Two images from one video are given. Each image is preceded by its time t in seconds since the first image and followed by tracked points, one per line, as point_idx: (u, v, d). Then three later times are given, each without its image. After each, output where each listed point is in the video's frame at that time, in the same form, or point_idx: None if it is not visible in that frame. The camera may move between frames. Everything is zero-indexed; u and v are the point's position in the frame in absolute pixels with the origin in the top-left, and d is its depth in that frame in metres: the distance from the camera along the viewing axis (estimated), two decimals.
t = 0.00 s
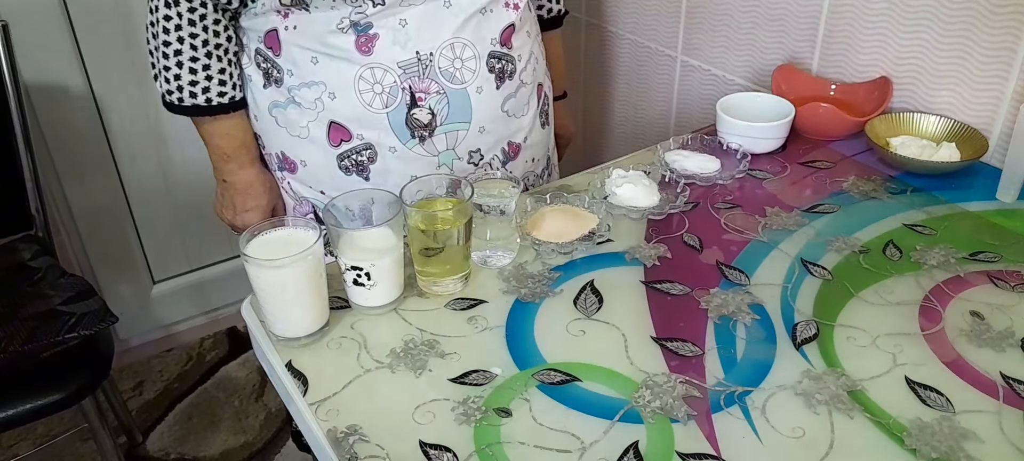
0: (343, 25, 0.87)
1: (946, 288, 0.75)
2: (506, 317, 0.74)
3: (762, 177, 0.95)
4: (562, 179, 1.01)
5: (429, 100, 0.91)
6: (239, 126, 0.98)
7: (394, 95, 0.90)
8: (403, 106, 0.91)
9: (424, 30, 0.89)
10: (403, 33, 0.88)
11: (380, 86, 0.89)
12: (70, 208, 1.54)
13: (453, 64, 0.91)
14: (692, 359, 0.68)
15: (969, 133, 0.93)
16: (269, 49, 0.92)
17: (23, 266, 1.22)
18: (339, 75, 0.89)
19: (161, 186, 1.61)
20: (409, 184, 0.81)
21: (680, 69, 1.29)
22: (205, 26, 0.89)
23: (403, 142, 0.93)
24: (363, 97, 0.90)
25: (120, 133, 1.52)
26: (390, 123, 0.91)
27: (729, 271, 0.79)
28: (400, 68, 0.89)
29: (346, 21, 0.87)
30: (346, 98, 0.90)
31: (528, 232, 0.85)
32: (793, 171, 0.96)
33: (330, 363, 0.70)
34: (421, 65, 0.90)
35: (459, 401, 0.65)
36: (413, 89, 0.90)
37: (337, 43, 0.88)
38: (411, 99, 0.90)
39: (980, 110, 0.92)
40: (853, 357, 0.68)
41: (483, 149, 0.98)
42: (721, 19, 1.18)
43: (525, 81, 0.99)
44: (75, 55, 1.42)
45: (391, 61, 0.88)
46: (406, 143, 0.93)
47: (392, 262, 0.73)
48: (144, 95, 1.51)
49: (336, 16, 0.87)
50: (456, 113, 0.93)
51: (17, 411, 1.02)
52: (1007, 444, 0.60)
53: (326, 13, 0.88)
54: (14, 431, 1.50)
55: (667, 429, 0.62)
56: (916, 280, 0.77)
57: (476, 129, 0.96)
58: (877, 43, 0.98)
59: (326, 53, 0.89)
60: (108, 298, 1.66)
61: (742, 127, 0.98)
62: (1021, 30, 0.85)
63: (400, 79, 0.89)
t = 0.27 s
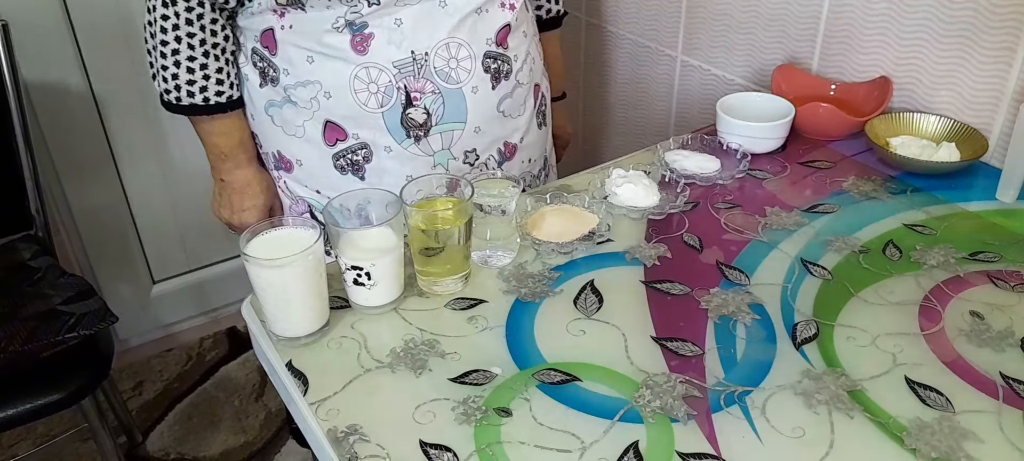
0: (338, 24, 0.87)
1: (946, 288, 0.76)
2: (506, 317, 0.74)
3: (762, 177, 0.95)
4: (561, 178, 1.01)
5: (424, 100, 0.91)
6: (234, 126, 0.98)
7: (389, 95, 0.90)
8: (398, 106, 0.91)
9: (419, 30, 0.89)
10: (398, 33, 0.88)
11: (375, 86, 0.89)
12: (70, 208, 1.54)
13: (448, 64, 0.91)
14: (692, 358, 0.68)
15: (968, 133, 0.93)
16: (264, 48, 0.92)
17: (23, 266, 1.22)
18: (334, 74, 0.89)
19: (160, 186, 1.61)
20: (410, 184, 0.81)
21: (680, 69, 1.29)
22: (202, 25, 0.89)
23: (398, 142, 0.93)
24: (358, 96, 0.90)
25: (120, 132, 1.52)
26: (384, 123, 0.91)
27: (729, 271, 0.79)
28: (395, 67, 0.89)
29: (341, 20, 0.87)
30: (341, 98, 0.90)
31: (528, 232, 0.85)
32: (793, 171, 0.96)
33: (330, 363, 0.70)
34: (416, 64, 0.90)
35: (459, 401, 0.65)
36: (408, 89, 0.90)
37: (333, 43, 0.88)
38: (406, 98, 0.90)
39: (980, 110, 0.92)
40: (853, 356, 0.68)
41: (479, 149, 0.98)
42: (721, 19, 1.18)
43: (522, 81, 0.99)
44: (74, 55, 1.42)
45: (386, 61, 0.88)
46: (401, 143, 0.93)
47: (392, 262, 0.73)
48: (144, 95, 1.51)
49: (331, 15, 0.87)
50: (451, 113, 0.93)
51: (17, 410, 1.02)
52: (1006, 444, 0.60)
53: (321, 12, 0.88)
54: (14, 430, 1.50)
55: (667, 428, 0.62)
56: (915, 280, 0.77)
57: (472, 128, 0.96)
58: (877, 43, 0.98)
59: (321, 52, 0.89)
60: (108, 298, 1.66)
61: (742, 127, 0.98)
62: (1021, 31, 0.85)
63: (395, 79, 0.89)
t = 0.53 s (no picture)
0: (340, 24, 0.87)
1: (945, 289, 0.76)
2: (507, 317, 0.74)
3: (762, 179, 0.95)
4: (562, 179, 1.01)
5: (426, 100, 0.91)
6: (238, 126, 0.99)
7: (391, 95, 0.90)
8: (400, 106, 0.91)
9: (420, 30, 0.89)
10: (399, 33, 0.88)
11: (377, 86, 0.90)
12: (70, 209, 1.54)
13: (449, 64, 0.91)
14: (692, 359, 0.69)
15: (968, 135, 0.93)
16: (267, 48, 0.92)
17: (24, 266, 1.22)
18: (336, 74, 0.89)
19: (161, 186, 1.61)
20: (410, 185, 0.81)
21: (680, 71, 1.29)
22: (206, 25, 0.90)
23: (400, 142, 0.93)
24: (360, 96, 0.90)
25: (121, 133, 1.52)
26: (386, 123, 0.92)
27: (729, 272, 0.79)
28: (397, 67, 0.89)
29: (343, 21, 0.88)
30: (343, 98, 0.90)
31: (528, 233, 0.85)
32: (793, 172, 0.96)
33: (331, 363, 0.70)
34: (417, 65, 0.90)
35: (460, 401, 0.65)
36: (409, 89, 0.90)
37: (334, 43, 0.88)
38: (408, 99, 0.91)
39: (980, 112, 0.92)
40: (853, 357, 0.68)
41: (480, 150, 0.99)
42: (721, 21, 1.18)
43: (523, 81, 1.00)
44: (75, 56, 1.42)
45: (387, 61, 0.89)
46: (402, 143, 0.93)
47: (393, 262, 0.74)
48: (145, 96, 1.52)
49: (333, 16, 0.88)
50: (452, 113, 0.94)
51: (18, 410, 1.02)
52: (1006, 444, 0.60)
53: (324, 13, 0.88)
54: (14, 431, 1.51)
55: (667, 428, 0.62)
56: (915, 281, 0.77)
57: (473, 129, 0.96)
58: (877, 44, 0.98)
59: (323, 52, 0.89)
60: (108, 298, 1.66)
61: (742, 128, 0.98)
62: (1020, 32, 0.85)
63: (397, 79, 0.90)
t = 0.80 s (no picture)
0: (343, 25, 0.88)
1: (945, 290, 0.76)
2: (507, 318, 0.74)
3: (762, 180, 0.95)
4: (563, 180, 1.01)
5: (428, 100, 0.91)
6: (242, 126, 0.99)
7: (393, 95, 0.90)
8: (402, 106, 0.91)
9: (424, 31, 0.89)
10: (402, 34, 0.88)
11: (379, 86, 0.90)
12: (70, 209, 1.54)
13: (451, 65, 0.91)
14: (692, 359, 0.69)
15: (968, 136, 0.93)
16: (270, 48, 0.92)
17: (24, 266, 1.22)
18: (339, 74, 0.89)
19: (162, 187, 1.62)
20: (411, 185, 0.81)
21: (680, 72, 1.29)
22: (210, 25, 0.90)
23: (402, 142, 0.93)
24: (362, 96, 0.90)
25: (121, 133, 1.52)
26: (389, 123, 0.92)
27: (729, 273, 0.79)
28: (400, 67, 0.89)
29: (346, 21, 0.88)
30: (345, 98, 0.90)
31: (529, 234, 0.85)
32: (793, 173, 0.96)
33: (332, 364, 0.70)
34: (420, 65, 0.90)
35: (460, 402, 0.65)
36: (412, 89, 0.90)
37: (337, 43, 0.88)
38: (410, 99, 0.91)
39: (980, 113, 0.92)
40: (853, 358, 0.68)
41: (482, 150, 0.99)
42: (721, 22, 1.18)
43: (525, 81, 1.00)
44: (76, 56, 1.42)
45: (390, 61, 0.89)
46: (405, 143, 0.93)
47: (394, 263, 0.74)
48: (146, 96, 1.52)
49: (336, 16, 0.88)
50: (454, 114, 0.94)
51: (18, 411, 1.02)
52: (1006, 445, 0.60)
53: (326, 14, 0.88)
54: (14, 431, 1.50)
55: (667, 429, 0.62)
56: (915, 282, 0.77)
57: (475, 129, 0.96)
58: (877, 45, 0.98)
59: (326, 52, 0.89)
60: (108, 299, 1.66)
61: (742, 129, 0.98)
62: (1020, 34, 0.85)
63: (399, 79, 0.90)
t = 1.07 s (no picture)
0: (344, 20, 0.87)
1: (945, 289, 0.76)
2: (507, 318, 0.74)
3: (762, 179, 0.95)
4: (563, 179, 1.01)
5: (429, 94, 0.91)
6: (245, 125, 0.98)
7: (395, 90, 0.90)
8: (404, 101, 0.91)
9: (424, 25, 0.89)
10: (403, 28, 0.88)
11: (380, 81, 0.89)
12: (70, 209, 1.54)
13: (452, 58, 0.91)
14: (692, 359, 0.69)
15: (968, 135, 0.93)
16: (271, 46, 0.92)
17: (23, 266, 1.22)
18: (340, 70, 0.89)
19: (161, 186, 1.61)
20: (410, 185, 0.81)
21: (680, 71, 1.29)
22: (213, 24, 0.89)
23: (404, 137, 0.93)
24: (363, 92, 0.90)
25: (121, 133, 1.52)
26: (390, 119, 0.92)
27: (729, 273, 0.79)
28: (401, 62, 0.89)
29: (347, 17, 0.87)
30: (346, 93, 0.90)
31: (528, 233, 0.85)
32: (793, 173, 0.96)
33: (331, 363, 0.70)
34: (421, 59, 0.90)
35: (460, 401, 0.65)
36: (413, 83, 0.90)
37: (338, 39, 0.88)
38: (412, 93, 0.91)
39: (979, 112, 0.92)
40: (853, 357, 0.68)
41: (484, 144, 0.99)
42: (721, 20, 1.18)
43: (526, 77, 1.00)
44: (76, 56, 1.42)
45: (391, 56, 0.89)
46: (406, 138, 0.93)
47: (393, 263, 0.74)
48: (146, 95, 1.52)
49: (337, 12, 0.87)
50: (455, 108, 0.94)
51: (18, 411, 1.02)
52: (1005, 444, 0.60)
53: (327, 10, 0.88)
54: (14, 431, 1.51)
55: (667, 429, 0.62)
56: (915, 281, 0.77)
57: (477, 123, 0.96)
58: (877, 44, 0.98)
59: (326, 48, 0.89)
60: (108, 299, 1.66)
61: (742, 129, 0.98)
62: (1020, 32, 0.85)
63: (400, 74, 0.90)
